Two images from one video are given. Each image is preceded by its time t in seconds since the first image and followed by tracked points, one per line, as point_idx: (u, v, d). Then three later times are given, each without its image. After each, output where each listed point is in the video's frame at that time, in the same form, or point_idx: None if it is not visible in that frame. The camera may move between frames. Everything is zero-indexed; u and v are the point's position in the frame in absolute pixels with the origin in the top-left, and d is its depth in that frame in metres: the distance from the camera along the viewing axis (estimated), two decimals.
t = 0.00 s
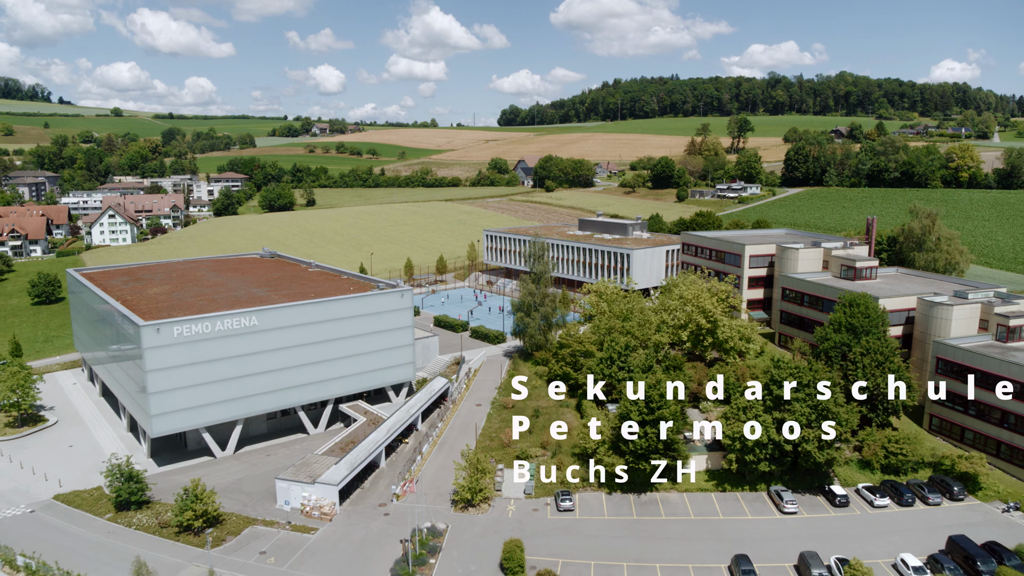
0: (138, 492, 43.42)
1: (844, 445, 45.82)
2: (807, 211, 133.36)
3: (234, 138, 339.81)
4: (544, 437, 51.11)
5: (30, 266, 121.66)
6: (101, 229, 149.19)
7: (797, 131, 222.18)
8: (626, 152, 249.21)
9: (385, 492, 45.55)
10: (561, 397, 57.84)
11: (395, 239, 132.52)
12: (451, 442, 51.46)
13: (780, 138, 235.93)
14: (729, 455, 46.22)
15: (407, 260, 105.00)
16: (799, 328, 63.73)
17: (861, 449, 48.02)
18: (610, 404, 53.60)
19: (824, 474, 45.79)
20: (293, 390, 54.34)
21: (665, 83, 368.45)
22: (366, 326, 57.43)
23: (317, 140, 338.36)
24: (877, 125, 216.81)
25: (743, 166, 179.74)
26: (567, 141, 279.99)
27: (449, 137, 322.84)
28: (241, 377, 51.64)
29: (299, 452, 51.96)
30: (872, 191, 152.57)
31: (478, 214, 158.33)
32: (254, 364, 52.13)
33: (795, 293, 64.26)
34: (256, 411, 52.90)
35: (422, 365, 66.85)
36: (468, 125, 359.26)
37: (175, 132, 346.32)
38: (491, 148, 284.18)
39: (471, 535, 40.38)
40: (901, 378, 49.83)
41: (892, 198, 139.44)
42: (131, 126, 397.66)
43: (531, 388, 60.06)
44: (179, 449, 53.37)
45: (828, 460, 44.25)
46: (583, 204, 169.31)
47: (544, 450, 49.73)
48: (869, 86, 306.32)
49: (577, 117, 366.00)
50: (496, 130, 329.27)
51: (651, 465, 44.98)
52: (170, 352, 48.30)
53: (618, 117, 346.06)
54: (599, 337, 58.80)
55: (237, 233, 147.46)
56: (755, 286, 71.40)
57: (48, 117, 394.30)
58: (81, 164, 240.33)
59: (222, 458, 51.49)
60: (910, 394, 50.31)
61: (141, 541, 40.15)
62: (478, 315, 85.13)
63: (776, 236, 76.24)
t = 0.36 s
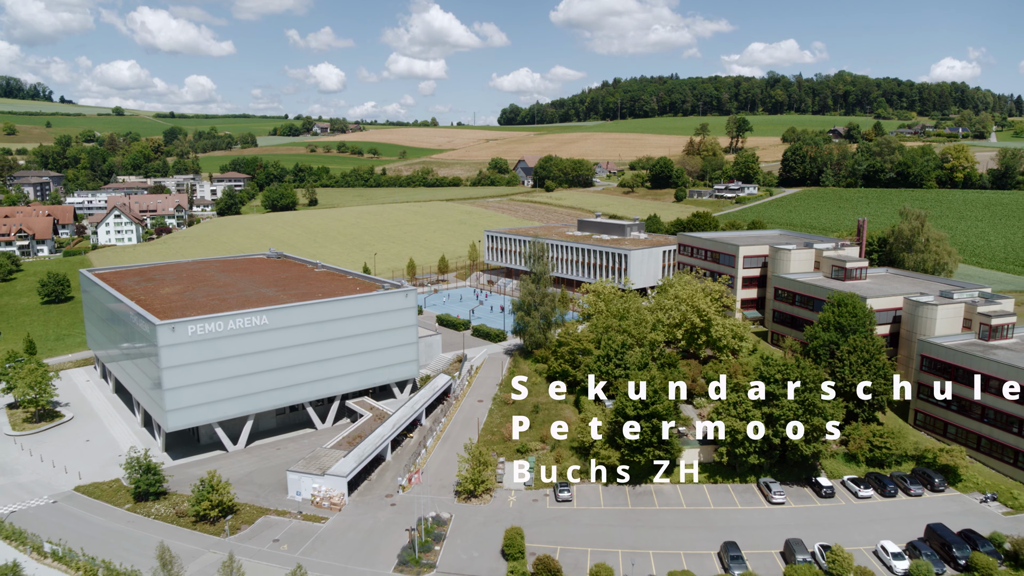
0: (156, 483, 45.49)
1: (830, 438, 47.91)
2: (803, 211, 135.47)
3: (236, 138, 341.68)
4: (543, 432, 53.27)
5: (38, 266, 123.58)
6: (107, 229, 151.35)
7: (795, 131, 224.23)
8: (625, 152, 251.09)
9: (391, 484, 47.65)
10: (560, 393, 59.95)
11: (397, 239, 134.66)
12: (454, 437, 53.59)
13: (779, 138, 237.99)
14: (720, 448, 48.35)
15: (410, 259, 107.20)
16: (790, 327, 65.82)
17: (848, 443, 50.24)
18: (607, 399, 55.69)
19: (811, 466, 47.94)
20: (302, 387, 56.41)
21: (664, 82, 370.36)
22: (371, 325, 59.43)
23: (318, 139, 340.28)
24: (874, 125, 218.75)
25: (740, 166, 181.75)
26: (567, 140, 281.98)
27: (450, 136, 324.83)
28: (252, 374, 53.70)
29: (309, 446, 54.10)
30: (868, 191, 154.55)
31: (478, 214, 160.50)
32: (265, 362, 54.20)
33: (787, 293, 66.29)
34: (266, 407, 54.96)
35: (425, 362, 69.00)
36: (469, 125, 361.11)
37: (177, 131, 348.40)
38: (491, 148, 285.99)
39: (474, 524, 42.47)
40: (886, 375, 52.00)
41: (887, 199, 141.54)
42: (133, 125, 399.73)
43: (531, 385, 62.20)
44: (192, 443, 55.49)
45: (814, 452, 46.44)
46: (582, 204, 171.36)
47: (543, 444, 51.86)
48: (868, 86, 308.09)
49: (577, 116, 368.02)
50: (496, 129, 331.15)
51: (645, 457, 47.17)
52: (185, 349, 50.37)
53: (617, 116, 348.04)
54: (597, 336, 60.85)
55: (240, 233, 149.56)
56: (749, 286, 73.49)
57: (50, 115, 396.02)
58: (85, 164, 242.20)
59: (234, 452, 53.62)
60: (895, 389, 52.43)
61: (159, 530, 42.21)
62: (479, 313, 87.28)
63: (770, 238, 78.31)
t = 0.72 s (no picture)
0: (172, 475, 47.50)
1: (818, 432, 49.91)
2: (799, 212, 137.37)
3: (237, 137, 343.25)
4: (542, 427, 55.35)
5: (45, 266, 125.48)
6: (112, 229, 153.24)
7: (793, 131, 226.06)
8: (624, 151, 252.87)
9: (397, 476, 49.73)
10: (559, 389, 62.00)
11: (399, 239, 136.63)
12: (456, 432, 55.68)
13: (777, 138, 239.86)
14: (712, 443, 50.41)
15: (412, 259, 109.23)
16: (782, 326, 67.86)
17: (836, 437, 52.31)
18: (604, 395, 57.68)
19: (799, 460, 49.99)
20: (310, 383, 58.40)
21: (664, 81, 371.91)
22: (376, 324, 61.42)
23: (319, 138, 341.89)
24: (871, 125, 220.56)
25: (738, 167, 183.58)
26: (566, 139, 283.75)
27: (450, 135, 326.58)
28: (262, 371, 55.71)
29: (317, 440, 56.16)
30: (864, 192, 156.41)
31: (478, 213, 162.42)
32: (274, 359, 56.20)
33: (778, 293, 68.32)
34: (275, 404, 56.98)
35: (428, 360, 71.09)
36: (469, 124, 362.93)
37: (179, 130, 350.01)
38: (491, 147, 287.87)
39: (477, 514, 44.52)
40: (872, 372, 54.07)
41: (882, 200, 143.43)
42: (135, 124, 401.33)
43: (531, 382, 64.28)
44: (204, 438, 57.58)
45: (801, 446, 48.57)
46: (581, 203, 173.20)
47: (542, 439, 53.92)
48: (866, 86, 309.98)
49: (577, 115, 369.78)
50: (496, 129, 332.77)
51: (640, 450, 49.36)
52: (198, 348, 52.39)
53: (617, 116, 349.79)
54: (595, 334, 62.78)
55: (244, 232, 151.43)
56: (743, 286, 75.46)
57: (52, 114, 397.40)
58: (88, 164, 243.86)
59: (245, 447, 55.66)
60: (882, 385, 54.47)
61: (177, 520, 44.25)
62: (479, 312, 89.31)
63: (764, 239, 80.29)
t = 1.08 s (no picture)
0: (186, 468, 49.50)
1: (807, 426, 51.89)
2: (795, 212, 139.37)
3: (239, 136, 345.09)
4: (542, 422, 57.41)
5: (53, 265, 127.54)
6: (118, 228, 155.34)
7: (791, 131, 227.93)
8: (624, 151, 254.78)
9: (402, 469, 51.80)
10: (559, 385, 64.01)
11: (401, 238, 138.67)
12: (458, 427, 57.73)
13: (775, 137, 241.75)
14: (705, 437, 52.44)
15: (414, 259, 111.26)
16: (775, 324, 69.84)
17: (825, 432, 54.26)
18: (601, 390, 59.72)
19: (789, 453, 52.06)
20: (317, 380, 60.37)
21: (663, 81, 373.55)
22: (381, 323, 63.35)
23: (320, 137, 343.81)
24: (869, 125, 222.35)
25: (736, 167, 185.53)
26: (566, 139, 285.54)
27: (450, 134, 328.43)
28: (271, 368, 57.67)
29: (324, 435, 58.21)
30: (861, 192, 158.31)
31: (479, 213, 164.37)
32: (282, 357, 58.14)
33: (771, 293, 70.30)
34: (284, 399, 58.97)
35: (430, 358, 73.14)
36: (470, 123, 364.61)
37: (181, 129, 351.70)
38: (492, 147, 289.67)
39: (479, 505, 46.55)
40: (860, 368, 55.99)
41: (878, 201, 145.44)
42: (136, 123, 403.13)
43: (531, 378, 66.41)
44: (214, 433, 59.60)
45: (789, 440, 50.65)
46: (581, 203, 175.20)
47: (542, 434, 55.93)
48: (865, 85, 311.76)
49: (577, 114, 371.51)
50: (497, 128, 334.58)
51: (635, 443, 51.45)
52: (210, 346, 54.35)
53: (617, 114, 351.54)
54: (593, 332, 64.76)
55: (248, 232, 153.38)
56: (737, 285, 77.43)
57: (54, 113, 399.16)
58: (92, 163, 245.88)
59: (254, 441, 57.63)
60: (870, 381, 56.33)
61: (192, 510, 46.29)
62: (480, 311, 91.35)
63: (758, 239, 82.30)
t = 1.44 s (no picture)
0: (199, 461, 51.47)
1: (797, 421, 53.89)
2: (792, 211, 141.27)
3: (240, 134, 346.65)
4: (541, 416, 59.35)
5: (60, 263, 129.42)
6: (123, 227, 157.29)
7: (789, 130, 229.61)
8: (623, 149, 256.49)
9: (407, 462, 53.77)
10: (558, 380, 65.90)
11: (403, 237, 140.57)
12: (460, 422, 59.69)
13: (774, 136, 243.48)
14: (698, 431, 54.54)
15: (416, 258, 113.19)
16: (768, 321, 71.74)
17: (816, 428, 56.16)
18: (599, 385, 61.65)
19: (780, 446, 54.09)
20: (324, 376, 62.34)
21: (663, 79, 375.07)
22: (386, 321, 65.26)
23: (321, 136, 345.49)
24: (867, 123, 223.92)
25: (734, 166, 187.38)
26: (566, 137, 287.18)
27: (450, 132, 330.07)
28: (279, 364, 59.62)
29: (331, 429, 60.24)
30: (857, 191, 160.16)
31: (480, 212, 166.13)
32: (290, 354, 60.10)
33: (764, 291, 72.20)
34: (291, 395, 60.97)
35: (433, 354, 75.13)
36: (470, 120, 366.20)
37: (182, 127, 353.11)
38: (492, 145, 291.64)
39: (481, 495, 48.57)
40: (849, 365, 57.90)
41: (873, 200, 147.37)
42: (138, 121, 404.64)
43: (531, 374, 68.41)
44: (224, 428, 61.55)
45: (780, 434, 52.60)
46: (580, 202, 177.04)
47: (541, 428, 57.86)
48: (864, 83, 313.12)
49: (577, 112, 373.05)
50: (497, 126, 336.37)
51: (630, 437, 53.45)
52: (221, 343, 56.30)
53: (617, 113, 352.92)
54: (590, 330, 66.65)
55: (251, 230, 155.19)
56: (732, 284, 79.34)
57: (56, 111, 400.69)
58: (95, 162, 247.52)
59: (263, 435, 59.69)
60: (859, 377, 58.22)
61: (206, 501, 48.31)
62: (481, 308, 93.30)
63: (753, 239, 84.18)
